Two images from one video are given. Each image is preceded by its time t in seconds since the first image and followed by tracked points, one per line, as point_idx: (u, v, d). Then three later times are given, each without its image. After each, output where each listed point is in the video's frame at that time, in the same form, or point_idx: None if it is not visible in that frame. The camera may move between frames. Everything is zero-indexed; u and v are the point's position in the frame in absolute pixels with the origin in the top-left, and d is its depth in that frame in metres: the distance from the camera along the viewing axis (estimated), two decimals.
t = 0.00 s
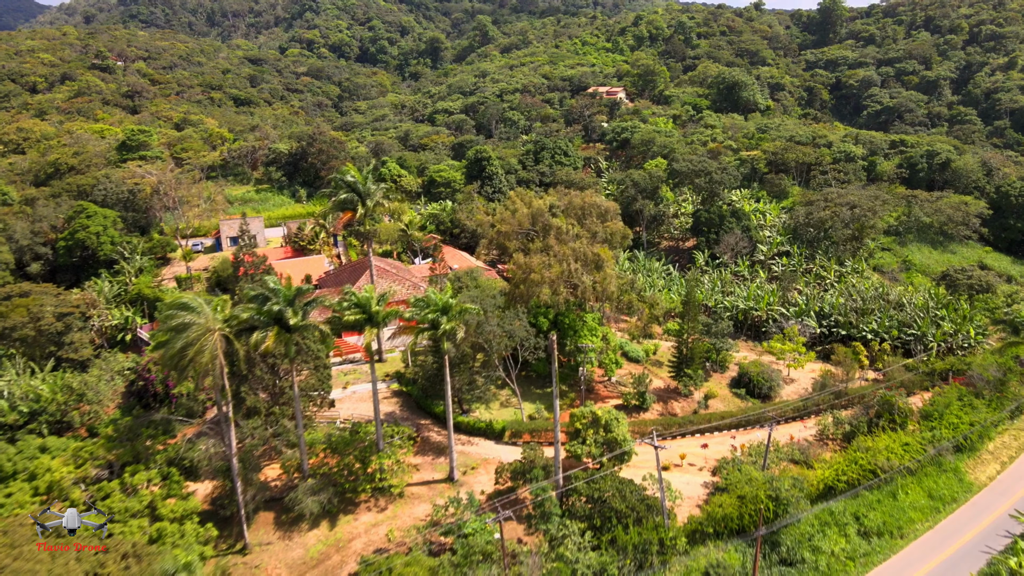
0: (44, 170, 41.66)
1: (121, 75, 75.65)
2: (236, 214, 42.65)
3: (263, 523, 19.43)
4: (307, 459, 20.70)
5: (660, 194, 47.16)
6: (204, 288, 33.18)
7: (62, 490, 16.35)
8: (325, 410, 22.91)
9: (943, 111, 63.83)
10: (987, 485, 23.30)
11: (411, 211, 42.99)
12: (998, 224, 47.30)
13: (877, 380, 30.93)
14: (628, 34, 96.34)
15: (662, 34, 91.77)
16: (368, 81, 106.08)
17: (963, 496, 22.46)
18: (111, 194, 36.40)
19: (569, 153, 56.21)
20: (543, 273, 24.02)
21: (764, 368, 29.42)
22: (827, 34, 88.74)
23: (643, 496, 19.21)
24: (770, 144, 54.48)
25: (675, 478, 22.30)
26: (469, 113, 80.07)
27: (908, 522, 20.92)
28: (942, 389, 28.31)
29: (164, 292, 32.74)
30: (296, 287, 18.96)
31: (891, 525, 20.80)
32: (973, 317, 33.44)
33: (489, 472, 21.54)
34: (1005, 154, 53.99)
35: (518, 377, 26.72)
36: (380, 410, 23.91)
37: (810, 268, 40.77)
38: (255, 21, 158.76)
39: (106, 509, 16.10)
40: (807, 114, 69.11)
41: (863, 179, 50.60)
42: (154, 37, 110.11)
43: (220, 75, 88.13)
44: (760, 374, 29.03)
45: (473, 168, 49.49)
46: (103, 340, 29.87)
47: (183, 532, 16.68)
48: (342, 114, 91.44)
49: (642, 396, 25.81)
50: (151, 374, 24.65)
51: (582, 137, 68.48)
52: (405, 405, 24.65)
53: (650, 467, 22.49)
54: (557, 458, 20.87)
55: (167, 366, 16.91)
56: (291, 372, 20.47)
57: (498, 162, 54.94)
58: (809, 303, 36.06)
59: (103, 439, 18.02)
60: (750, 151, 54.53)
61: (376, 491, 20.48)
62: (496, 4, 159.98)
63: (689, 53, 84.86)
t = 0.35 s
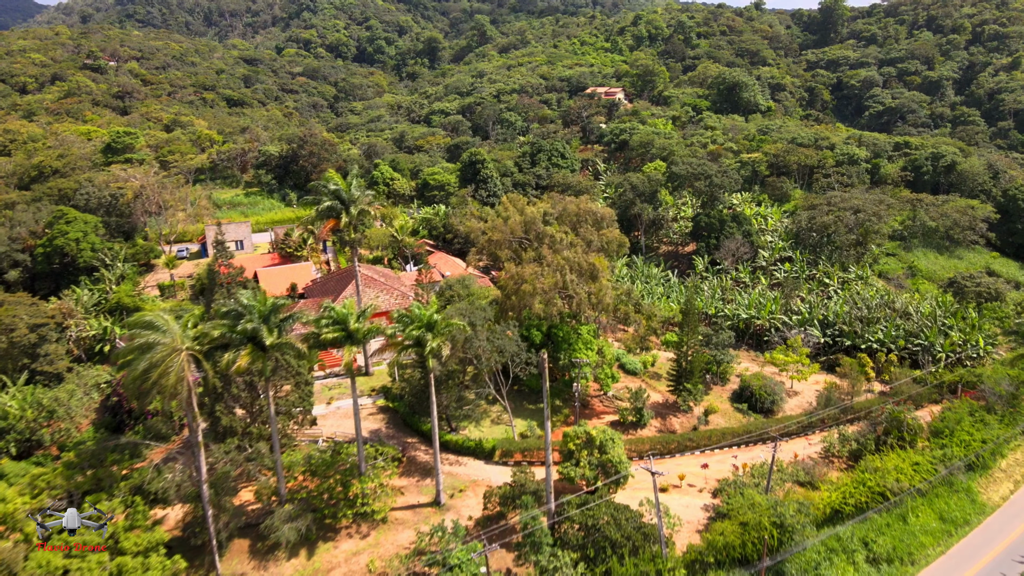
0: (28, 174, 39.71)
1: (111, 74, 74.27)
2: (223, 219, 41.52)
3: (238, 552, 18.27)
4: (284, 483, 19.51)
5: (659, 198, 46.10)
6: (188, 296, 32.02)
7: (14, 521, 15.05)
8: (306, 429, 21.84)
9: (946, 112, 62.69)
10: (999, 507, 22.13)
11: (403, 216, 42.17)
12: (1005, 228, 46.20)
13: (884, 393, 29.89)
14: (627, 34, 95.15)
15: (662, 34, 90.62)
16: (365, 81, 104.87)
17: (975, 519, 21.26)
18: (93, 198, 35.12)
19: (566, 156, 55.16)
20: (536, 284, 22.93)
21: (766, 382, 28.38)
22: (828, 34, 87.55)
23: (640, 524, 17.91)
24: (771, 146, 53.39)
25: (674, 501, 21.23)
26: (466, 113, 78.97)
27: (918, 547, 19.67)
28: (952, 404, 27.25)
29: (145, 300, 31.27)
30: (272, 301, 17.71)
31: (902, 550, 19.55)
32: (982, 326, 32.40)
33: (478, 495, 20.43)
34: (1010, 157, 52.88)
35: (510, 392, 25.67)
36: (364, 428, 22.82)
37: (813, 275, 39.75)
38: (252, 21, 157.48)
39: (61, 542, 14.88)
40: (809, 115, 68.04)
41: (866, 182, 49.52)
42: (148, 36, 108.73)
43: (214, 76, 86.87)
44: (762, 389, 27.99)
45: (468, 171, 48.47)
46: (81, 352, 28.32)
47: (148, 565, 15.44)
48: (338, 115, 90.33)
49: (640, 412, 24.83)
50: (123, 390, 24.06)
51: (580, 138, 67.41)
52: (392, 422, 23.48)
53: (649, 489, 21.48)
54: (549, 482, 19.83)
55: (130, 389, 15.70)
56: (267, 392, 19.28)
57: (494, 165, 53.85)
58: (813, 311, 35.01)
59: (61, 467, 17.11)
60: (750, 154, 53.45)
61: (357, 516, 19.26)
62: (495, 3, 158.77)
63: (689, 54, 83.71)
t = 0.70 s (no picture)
0: (13, 175, 37.77)
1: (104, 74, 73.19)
2: (213, 222, 40.53)
3: None
4: (264, 503, 18.46)
5: (658, 200, 45.15)
6: (173, 302, 30.94)
7: None
8: (289, 445, 20.82)
9: (949, 112, 61.71)
10: (1014, 525, 20.63)
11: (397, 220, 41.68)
12: (1012, 232, 45.19)
13: (891, 404, 28.99)
14: (627, 34, 94.07)
15: (662, 33, 89.60)
16: (361, 80, 103.81)
17: (988, 539, 19.78)
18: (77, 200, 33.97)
19: (564, 157, 54.23)
20: (529, 294, 21.99)
21: (769, 393, 27.52)
22: (829, 33, 86.56)
23: (638, 549, 16.61)
24: (773, 147, 52.42)
25: (674, 523, 20.32)
26: (463, 114, 78.05)
27: (930, 570, 18.36)
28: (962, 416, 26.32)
29: (128, 308, 29.33)
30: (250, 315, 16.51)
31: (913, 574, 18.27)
32: (991, 333, 31.41)
33: (468, 515, 19.40)
34: (1016, 158, 51.85)
35: (504, 404, 24.72)
36: (351, 443, 21.81)
37: (817, 280, 38.82)
38: (250, 20, 156.36)
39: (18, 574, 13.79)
40: (811, 116, 67.08)
41: (870, 184, 48.52)
42: (144, 36, 107.60)
43: (209, 75, 85.82)
44: (766, 401, 27.15)
45: (463, 173, 47.64)
46: (62, 362, 26.72)
47: None
48: (334, 115, 89.39)
49: (638, 426, 24.14)
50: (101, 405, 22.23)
51: (578, 139, 66.48)
52: (380, 437, 22.44)
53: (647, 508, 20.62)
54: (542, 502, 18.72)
55: (94, 410, 14.45)
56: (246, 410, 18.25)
57: (491, 167, 52.89)
58: (817, 319, 34.11)
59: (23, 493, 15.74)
60: (752, 155, 52.48)
61: (340, 539, 18.15)
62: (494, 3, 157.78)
63: (689, 53, 82.74)
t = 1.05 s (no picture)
0: None
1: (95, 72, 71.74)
2: (202, 225, 39.49)
3: None
4: (242, 526, 17.32)
5: (659, 203, 44.17)
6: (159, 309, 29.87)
7: None
8: (270, 466, 19.66)
9: (953, 112, 60.64)
10: None
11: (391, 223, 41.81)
12: (1020, 235, 44.14)
13: (899, 417, 28.10)
14: (627, 33, 92.91)
15: (662, 32, 88.53)
16: (359, 80, 102.76)
17: (1003, 562, 18.28)
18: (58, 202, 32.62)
19: (563, 158, 53.24)
20: (523, 304, 21.01)
21: (772, 405, 26.67)
22: (831, 32, 85.50)
23: None
24: (775, 148, 51.40)
25: (673, 545, 19.40)
26: (461, 114, 77.10)
27: None
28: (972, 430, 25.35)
29: (111, 317, 27.20)
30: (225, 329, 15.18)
31: None
32: (1001, 341, 30.38)
33: (458, 538, 18.30)
34: None
35: (497, 419, 23.70)
36: (336, 460, 20.67)
37: (821, 285, 37.88)
38: (248, 19, 155.23)
39: None
40: (813, 116, 66.07)
41: (874, 187, 47.47)
42: (140, 34, 106.46)
43: (204, 75, 84.81)
44: (769, 413, 26.34)
45: (458, 176, 46.82)
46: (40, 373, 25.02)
47: None
48: (331, 116, 88.42)
49: (637, 442, 23.40)
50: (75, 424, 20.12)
51: (577, 140, 65.51)
52: (367, 454, 21.23)
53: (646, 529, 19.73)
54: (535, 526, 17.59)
55: (49, 436, 13.15)
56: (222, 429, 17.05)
57: (488, 168, 51.94)
58: (821, 326, 33.19)
59: None
60: (753, 157, 51.49)
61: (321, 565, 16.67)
62: (493, 2, 156.70)
63: (689, 53, 81.80)
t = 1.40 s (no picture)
0: None
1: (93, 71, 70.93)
2: (197, 228, 38.71)
3: None
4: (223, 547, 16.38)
5: (662, 206, 43.26)
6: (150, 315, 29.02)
7: None
8: (254, 481, 18.45)
9: (960, 112, 59.49)
10: None
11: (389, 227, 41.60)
12: None
13: (910, 429, 27.27)
14: (631, 32, 91.81)
15: (666, 31, 87.47)
16: (361, 79, 101.98)
17: None
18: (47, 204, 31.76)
19: (565, 160, 52.34)
20: (520, 316, 20.47)
21: (779, 417, 25.95)
22: (837, 31, 84.35)
23: None
24: (781, 149, 50.41)
25: (676, 567, 18.66)
26: (462, 114, 76.28)
27: None
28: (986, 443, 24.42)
29: (102, 324, 25.63)
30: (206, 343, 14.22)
31: None
32: (1016, 350, 29.38)
33: (451, 559, 17.29)
34: None
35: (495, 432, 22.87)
36: (326, 476, 19.70)
37: (828, 291, 36.99)
38: (250, 18, 154.52)
39: None
40: (820, 116, 64.98)
41: (882, 189, 46.41)
42: (140, 34, 105.84)
43: (203, 75, 84.10)
44: (776, 426, 25.59)
45: (457, 178, 46.35)
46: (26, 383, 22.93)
47: None
48: (331, 116, 87.71)
49: (639, 456, 22.99)
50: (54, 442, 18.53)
51: (580, 140, 64.59)
52: (359, 469, 20.24)
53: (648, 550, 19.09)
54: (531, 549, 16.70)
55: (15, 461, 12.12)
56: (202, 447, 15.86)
57: (489, 170, 51.13)
58: (829, 334, 32.31)
59: None
60: (759, 158, 50.46)
61: None
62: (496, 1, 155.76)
63: (694, 52, 80.91)
